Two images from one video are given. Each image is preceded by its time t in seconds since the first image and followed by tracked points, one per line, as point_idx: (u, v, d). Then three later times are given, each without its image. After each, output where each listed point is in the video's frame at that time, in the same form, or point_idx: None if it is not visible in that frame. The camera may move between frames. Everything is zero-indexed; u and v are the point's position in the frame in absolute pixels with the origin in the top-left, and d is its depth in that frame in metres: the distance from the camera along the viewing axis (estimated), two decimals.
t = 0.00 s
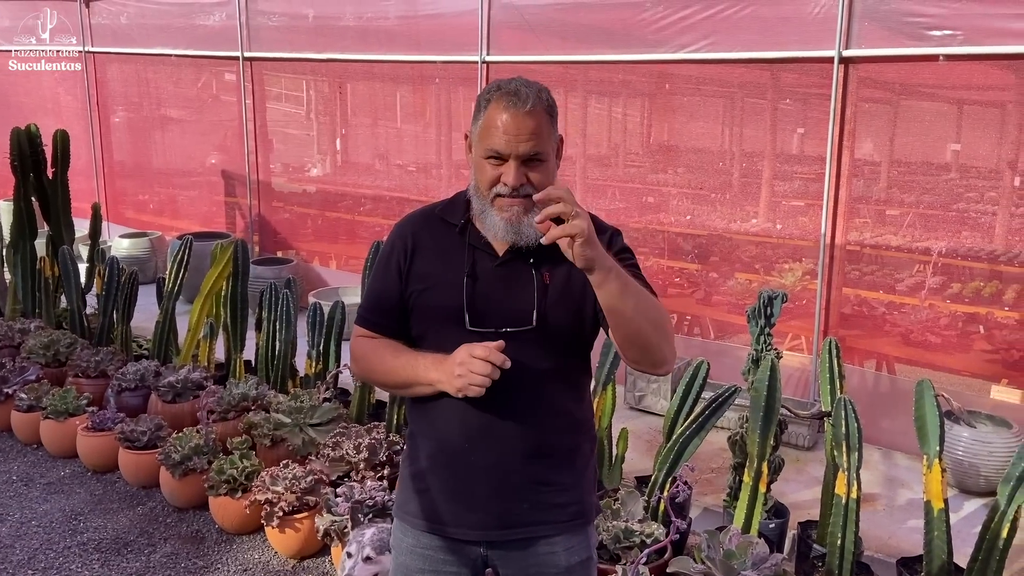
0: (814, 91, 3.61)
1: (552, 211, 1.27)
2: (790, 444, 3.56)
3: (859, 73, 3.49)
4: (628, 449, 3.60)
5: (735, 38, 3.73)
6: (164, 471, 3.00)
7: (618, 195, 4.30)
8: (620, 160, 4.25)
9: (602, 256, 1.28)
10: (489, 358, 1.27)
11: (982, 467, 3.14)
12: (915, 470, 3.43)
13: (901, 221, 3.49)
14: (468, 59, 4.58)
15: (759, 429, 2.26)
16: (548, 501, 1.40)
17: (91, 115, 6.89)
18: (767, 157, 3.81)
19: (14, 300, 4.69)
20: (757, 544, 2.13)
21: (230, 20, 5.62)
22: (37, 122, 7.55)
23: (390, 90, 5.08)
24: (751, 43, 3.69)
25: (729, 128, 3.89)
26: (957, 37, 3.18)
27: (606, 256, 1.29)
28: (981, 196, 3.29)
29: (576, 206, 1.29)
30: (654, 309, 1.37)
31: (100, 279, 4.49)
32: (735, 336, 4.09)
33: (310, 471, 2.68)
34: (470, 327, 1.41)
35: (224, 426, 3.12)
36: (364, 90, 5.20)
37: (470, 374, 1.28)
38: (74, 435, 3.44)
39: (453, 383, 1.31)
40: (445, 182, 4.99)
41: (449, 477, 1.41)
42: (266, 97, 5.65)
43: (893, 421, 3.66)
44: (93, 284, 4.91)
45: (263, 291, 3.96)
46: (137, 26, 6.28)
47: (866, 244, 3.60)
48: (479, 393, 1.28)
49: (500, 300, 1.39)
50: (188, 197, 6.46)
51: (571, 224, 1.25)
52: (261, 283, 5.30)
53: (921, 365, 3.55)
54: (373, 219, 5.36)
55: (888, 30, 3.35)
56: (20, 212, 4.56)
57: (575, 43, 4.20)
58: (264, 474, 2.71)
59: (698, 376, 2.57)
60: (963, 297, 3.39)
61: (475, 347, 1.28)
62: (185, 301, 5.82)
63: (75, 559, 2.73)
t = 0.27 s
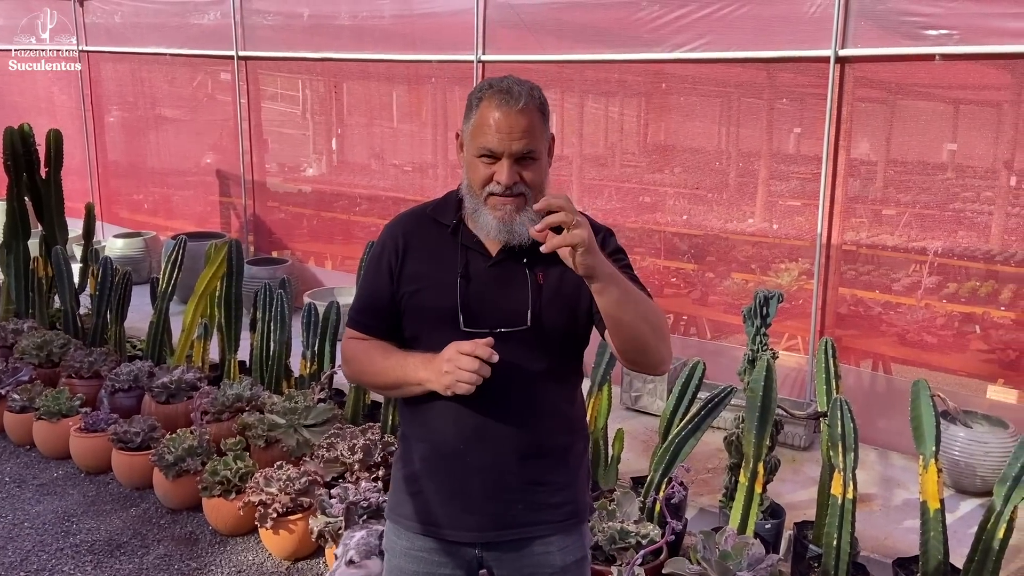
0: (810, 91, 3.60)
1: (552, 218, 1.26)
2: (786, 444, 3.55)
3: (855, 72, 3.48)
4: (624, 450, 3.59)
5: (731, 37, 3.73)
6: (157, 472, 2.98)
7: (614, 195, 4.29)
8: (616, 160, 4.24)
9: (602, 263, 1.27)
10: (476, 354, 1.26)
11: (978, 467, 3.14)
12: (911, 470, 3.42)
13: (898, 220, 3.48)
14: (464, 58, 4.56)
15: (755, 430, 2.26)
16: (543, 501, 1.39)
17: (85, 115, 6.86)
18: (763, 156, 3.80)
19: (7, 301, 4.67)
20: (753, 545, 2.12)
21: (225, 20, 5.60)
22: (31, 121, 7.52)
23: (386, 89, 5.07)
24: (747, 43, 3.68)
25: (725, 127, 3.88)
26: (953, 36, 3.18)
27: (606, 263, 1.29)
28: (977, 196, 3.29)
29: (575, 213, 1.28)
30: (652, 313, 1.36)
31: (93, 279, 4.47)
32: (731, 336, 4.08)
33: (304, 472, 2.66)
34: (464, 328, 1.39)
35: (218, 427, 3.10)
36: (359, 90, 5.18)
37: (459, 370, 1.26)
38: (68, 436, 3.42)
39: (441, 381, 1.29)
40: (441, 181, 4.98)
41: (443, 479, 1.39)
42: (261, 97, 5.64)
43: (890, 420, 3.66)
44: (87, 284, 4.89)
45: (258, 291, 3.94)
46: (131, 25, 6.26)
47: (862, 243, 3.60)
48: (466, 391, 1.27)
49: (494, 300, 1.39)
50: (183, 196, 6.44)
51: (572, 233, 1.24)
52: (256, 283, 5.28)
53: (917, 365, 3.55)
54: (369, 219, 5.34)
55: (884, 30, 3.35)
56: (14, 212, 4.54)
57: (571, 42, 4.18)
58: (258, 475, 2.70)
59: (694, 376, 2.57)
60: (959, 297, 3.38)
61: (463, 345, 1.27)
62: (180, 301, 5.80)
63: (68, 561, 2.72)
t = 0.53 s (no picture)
0: (807, 91, 3.61)
1: (545, 260, 1.24)
2: (783, 444, 3.55)
3: (852, 72, 3.49)
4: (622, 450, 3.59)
5: (728, 37, 3.73)
6: (154, 472, 2.97)
7: (612, 195, 4.29)
8: (613, 160, 4.24)
9: (595, 293, 1.28)
10: (440, 268, 1.25)
11: (975, 467, 3.15)
12: (908, 470, 3.43)
13: (894, 220, 3.49)
14: (461, 58, 4.56)
15: (753, 430, 2.26)
16: (541, 500, 1.39)
17: (82, 115, 6.84)
18: (760, 156, 3.80)
19: (3, 301, 4.66)
20: (750, 545, 2.12)
21: (222, 19, 5.60)
22: (27, 121, 7.50)
23: (383, 89, 5.07)
24: (744, 42, 3.68)
25: (723, 127, 3.88)
26: (949, 36, 3.18)
27: (598, 291, 1.30)
28: (974, 196, 3.29)
29: (567, 246, 1.27)
30: (642, 327, 1.39)
31: (90, 279, 4.46)
32: (728, 336, 4.08)
33: (301, 472, 2.66)
34: (463, 326, 1.38)
35: (215, 428, 3.09)
36: (357, 89, 5.18)
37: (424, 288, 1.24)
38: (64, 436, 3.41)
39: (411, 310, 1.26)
40: (439, 181, 4.97)
41: (441, 478, 1.39)
42: (258, 96, 5.63)
43: (887, 420, 3.66)
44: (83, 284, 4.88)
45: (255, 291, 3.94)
46: (128, 25, 6.24)
47: (859, 243, 3.60)
48: (432, 308, 1.23)
49: (493, 297, 1.38)
50: (180, 196, 6.43)
51: (565, 272, 1.24)
52: (253, 283, 5.28)
53: (914, 364, 3.56)
54: (366, 219, 5.34)
55: (881, 30, 3.35)
56: (10, 212, 4.53)
57: (568, 42, 4.18)
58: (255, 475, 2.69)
59: (692, 376, 2.56)
60: (956, 296, 3.39)
61: (427, 265, 1.27)
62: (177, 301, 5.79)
63: (64, 562, 2.71)
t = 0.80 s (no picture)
0: (806, 91, 3.61)
1: (527, 268, 1.24)
2: (782, 443, 3.56)
3: (851, 72, 3.49)
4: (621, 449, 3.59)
5: (727, 37, 3.73)
6: (153, 472, 2.97)
7: (611, 195, 4.29)
8: (612, 159, 4.24)
9: (575, 303, 1.28)
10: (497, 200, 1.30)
11: (973, 467, 3.15)
12: (907, 470, 3.43)
13: (893, 220, 3.49)
14: (461, 58, 4.56)
15: (751, 429, 2.26)
16: (542, 498, 1.39)
17: (80, 114, 6.84)
18: (759, 155, 3.81)
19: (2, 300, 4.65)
20: (749, 544, 2.12)
21: (221, 18, 5.59)
22: (26, 120, 7.49)
23: (382, 89, 5.06)
24: (744, 42, 3.69)
25: (722, 127, 3.88)
26: (949, 36, 3.19)
27: (581, 301, 1.29)
28: (972, 196, 3.29)
29: (553, 255, 1.26)
30: (627, 337, 1.38)
31: (89, 278, 4.45)
32: (727, 336, 4.08)
33: (300, 472, 2.65)
34: (465, 322, 1.38)
35: (214, 427, 3.09)
36: (356, 89, 5.18)
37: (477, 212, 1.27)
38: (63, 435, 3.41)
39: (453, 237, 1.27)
40: (438, 181, 4.97)
41: (442, 477, 1.38)
42: (257, 96, 5.62)
43: (885, 420, 3.66)
44: (82, 283, 4.87)
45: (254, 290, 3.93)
46: (127, 24, 6.24)
47: (858, 243, 3.60)
48: (488, 223, 1.25)
49: (494, 296, 1.39)
50: (178, 195, 6.43)
51: (545, 281, 1.24)
52: (252, 283, 5.27)
53: (913, 364, 3.56)
54: (365, 218, 5.33)
55: (880, 30, 3.35)
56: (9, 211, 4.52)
57: (567, 41, 4.18)
58: (254, 475, 2.69)
59: (691, 375, 2.56)
60: (954, 296, 3.39)
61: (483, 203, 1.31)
62: (175, 301, 5.79)
63: (63, 561, 2.71)
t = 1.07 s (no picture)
0: (807, 90, 3.61)
1: (546, 262, 1.23)
2: (782, 442, 3.56)
3: (852, 71, 3.48)
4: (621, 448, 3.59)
5: (728, 36, 3.73)
6: (154, 470, 2.97)
7: (611, 194, 4.29)
8: (613, 158, 4.24)
9: (590, 299, 1.28)
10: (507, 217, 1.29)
11: (973, 467, 3.15)
12: (907, 470, 3.43)
13: (894, 220, 3.49)
14: (461, 56, 4.56)
15: (752, 429, 2.26)
16: (542, 495, 1.39)
17: (81, 111, 6.83)
18: (759, 155, 3.81)
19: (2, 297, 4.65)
20: (750, 543, 2.12)
21: (221, 16, 5.59)
22: (26, 118, 7.49)
23: (382, 87, 5.06)
24: (744, 42, 3.69)
25: (722, 126, 3.88)
26: (949, 36, 3.19)
27: (594, 298, 1.29)
28: (972, 195, 3.29)
29: (569, 251, 1.26)
30: (636, 335, 1.38)
31: (89, 277, 4.45)
32: (727, 335, 4.08)
33: (300, 470, 2.65)
34: (467, 323, 1.38)
35: (215, 425, 3.09)
36: (356, 87, 5.17)
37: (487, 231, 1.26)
38: (63, 433, 3.41)
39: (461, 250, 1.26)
40: (438, 179, 4.97)
41: (443, 474, 1.38)
42: (257, 94, 5.62)
43: (885, 420, 3.66)
44: (82, 281, 4.87)
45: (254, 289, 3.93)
46: (127, 22, 6.24)
47: (858, 242, 3.61)
48: (494, 241, 1.25)
49: (497, 296, 1.39)
50: (179, 194, 6.42)
51: (563, 276, 1.23)
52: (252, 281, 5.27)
53: (913, 364, 3.56)
54: (365, 217, 5.33)
55: (881, 29, 3.35)
56: (9, 209, 4.52)
57: (568, 40, 4.18)
58: (254, 473, 2.69)
59: (691, 374, 2.56)
60: (954, 296, 3.39)
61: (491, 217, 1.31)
62: (175, 299, 5.79)
63: (64, 559, 2.71)
